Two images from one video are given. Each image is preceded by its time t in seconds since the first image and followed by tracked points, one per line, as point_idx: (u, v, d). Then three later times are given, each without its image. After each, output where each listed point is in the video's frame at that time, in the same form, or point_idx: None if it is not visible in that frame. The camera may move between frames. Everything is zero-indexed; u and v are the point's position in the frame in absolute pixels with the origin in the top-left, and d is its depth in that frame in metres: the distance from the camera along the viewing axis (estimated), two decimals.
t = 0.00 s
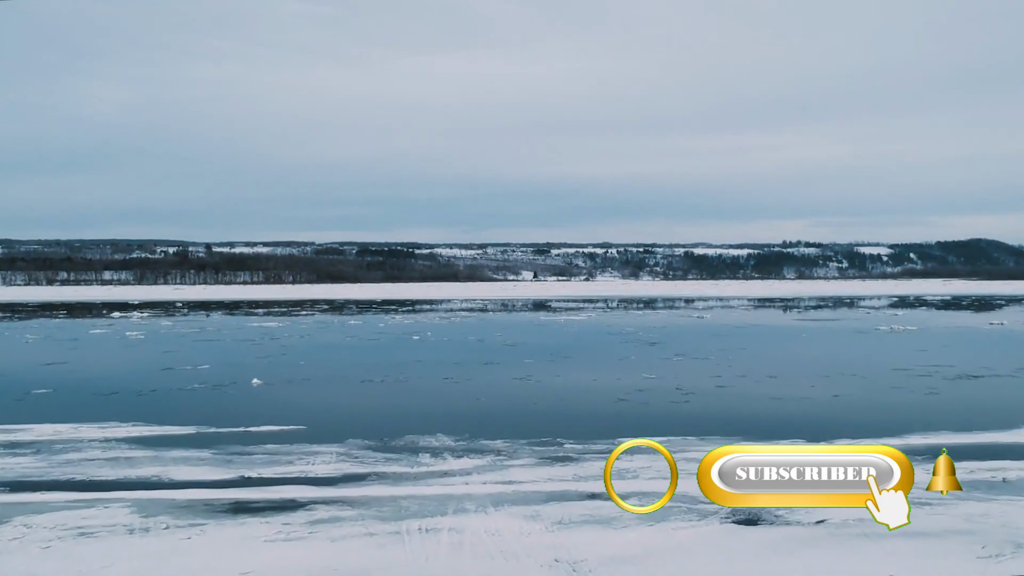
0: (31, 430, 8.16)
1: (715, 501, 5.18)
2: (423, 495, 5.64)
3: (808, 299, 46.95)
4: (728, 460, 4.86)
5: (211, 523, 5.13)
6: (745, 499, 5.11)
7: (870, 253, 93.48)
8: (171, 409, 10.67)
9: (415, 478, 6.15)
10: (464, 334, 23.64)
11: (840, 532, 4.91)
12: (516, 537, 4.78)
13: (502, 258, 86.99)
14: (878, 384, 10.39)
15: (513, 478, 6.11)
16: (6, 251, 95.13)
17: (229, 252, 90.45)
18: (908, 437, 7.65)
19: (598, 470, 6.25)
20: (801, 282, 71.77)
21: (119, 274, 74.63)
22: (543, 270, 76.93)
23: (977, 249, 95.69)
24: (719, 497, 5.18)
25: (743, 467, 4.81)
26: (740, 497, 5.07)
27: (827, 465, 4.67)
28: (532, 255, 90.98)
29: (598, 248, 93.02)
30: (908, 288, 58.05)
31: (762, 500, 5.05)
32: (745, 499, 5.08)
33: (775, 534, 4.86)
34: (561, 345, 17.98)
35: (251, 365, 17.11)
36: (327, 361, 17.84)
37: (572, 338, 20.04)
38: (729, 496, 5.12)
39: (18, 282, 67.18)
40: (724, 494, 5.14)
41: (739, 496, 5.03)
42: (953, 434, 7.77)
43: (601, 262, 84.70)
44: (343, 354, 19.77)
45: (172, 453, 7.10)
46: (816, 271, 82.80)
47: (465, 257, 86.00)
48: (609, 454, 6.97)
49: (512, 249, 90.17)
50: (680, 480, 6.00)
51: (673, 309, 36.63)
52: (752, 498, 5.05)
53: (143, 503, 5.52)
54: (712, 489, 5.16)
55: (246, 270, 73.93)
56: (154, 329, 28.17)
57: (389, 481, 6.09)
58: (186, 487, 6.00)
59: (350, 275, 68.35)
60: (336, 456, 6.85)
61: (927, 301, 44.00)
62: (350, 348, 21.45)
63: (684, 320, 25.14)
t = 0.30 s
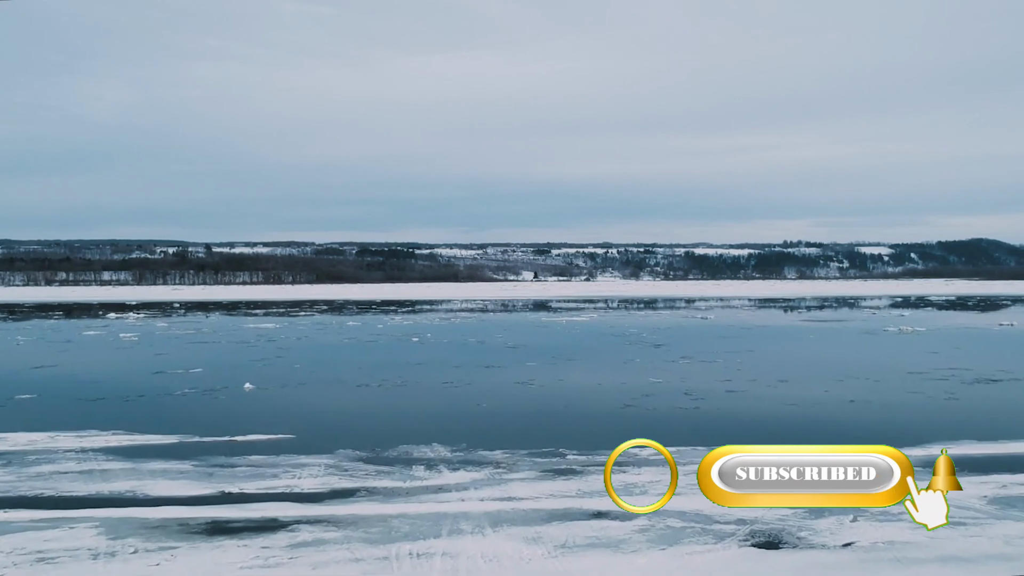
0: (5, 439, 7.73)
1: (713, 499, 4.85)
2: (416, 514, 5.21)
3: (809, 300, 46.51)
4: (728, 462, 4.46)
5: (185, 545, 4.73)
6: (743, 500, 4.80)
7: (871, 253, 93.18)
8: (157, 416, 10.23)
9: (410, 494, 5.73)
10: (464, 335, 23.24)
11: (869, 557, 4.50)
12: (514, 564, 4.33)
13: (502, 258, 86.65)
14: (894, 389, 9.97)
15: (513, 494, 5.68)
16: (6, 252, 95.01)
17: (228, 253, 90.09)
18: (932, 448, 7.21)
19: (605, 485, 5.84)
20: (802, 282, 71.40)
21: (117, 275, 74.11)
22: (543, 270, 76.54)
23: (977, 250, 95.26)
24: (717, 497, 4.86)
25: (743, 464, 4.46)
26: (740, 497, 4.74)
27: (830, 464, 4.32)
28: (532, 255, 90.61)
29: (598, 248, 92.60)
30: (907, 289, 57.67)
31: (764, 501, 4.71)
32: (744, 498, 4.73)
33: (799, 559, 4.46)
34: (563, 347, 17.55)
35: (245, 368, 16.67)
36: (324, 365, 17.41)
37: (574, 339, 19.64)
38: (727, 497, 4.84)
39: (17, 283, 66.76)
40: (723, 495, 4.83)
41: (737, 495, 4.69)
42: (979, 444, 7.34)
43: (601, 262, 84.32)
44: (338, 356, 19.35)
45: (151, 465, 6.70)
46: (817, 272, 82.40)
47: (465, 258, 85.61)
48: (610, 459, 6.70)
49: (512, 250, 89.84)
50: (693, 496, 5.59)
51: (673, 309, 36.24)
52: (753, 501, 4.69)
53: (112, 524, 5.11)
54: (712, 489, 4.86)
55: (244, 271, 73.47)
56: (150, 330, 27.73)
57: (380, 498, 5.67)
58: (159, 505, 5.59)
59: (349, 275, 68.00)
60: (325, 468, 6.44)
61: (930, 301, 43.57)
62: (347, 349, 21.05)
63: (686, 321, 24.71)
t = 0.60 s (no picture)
0: None
1: (710, 497, 4.80)
2: (406, 537, 4.78)
3: (812, 300, 46.04)
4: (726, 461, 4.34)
5: (154, 572, 4.32)
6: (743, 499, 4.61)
7: (873, 253, 92.73)
8: (141, 423, 9.79)
9: (401, 512, 5.30)
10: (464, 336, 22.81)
11: None
12: None
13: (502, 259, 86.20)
14: (911, 393, 9.53)
15: (513, 513, 5.24)
16: (6, 252, 94.66)
17: (228, 253, 89.65)
18: (958, 459, 6.78)
19: (611, 501, 5.40)
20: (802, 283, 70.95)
21: (116, 275, 73.67)
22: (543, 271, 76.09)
23: (979, 250, 94.78)
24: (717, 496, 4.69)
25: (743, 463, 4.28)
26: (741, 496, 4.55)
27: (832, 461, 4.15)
28: (532, 255, 90.15)
29: (599, 249, 92.10)
30: (909, 290, 57.16)
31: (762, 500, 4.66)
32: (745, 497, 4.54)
33: None
34: (564, 349, 17.12)
35: (238, 371, 16.24)
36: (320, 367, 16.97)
37: (576, 341, 19.21)
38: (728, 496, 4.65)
39: (15, 282, 66.36)
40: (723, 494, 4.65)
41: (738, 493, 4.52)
42: (1007, 454, 6.90)
43: (601, 262, 83.86)
44: (335, 359, 18.91)
45: (127, 478, 6.27)
46: (819, 272, 81.93)
47: (465, 258, 85.14)
48: (610, 469, 6.35)
49: (512, 250, 89.41)
50: (706, 515, 5.16)
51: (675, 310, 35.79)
52: (752, 501, 4.62)
53: (77, 548, 4.70)
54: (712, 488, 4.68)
55: (243, 271, 73.00)
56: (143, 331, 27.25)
57: (369, 517, 5.23)
58: (129, 524, 5.16)
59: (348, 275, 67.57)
60: (312, 483, 6.02)
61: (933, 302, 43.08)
62: (345, 351, 20.61)
63: (689, 322, 24.28)
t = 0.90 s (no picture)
0: None
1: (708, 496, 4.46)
2: (396, 565, 4.34)
3: (815, 300, 45.63)
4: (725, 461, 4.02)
5: None
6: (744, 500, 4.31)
7: (874, 253, 92.34)
8: (124, 432, 9.34)
9: (392, 533, 4.87)
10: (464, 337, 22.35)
11: None
12: None
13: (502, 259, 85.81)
14: (930, 399, 9.08)
15: (512, 535, 4.80)
16: (6, 252, 94.48)
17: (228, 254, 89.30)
18: (988, 471, 6.36)
19: (620, 522, 4.97)
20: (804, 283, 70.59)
21: (115, 275, 73.32)
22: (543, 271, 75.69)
23: (981, 249, 94.36)
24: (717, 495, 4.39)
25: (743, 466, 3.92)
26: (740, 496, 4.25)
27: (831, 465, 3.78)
28: (533, 255, 89.77)
29: (600, 249, 91.70)
30: (912, 289, 56.76)
31: (765, 500, 4.40)
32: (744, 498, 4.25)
33: None
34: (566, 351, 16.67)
35: (232, 374, 15.80)
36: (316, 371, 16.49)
37: (579, 342, 18.77)
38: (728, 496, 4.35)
39: (14, 283, 66.06)
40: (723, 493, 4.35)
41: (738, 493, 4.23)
42: None
43: (602, 262, 83.49)
44: (332, 361, 18.47)
45: (100, 494, 5.85)
46: (820, 271, 81.55)
47: (465, 258, 84.75)
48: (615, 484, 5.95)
49: (512, 250, 89.05)
50: (726, 538, 4.73)
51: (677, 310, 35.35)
52: (750, 500, 4.35)
53: None
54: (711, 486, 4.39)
55: (242, 271, 72.64)
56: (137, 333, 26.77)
57: (357, 539, 4.80)
58: (94, 549, 4.74)
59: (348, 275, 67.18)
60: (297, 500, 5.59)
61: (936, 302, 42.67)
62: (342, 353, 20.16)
63: (691, 323, 23.85)
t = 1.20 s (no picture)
0: None
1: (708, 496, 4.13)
2: None
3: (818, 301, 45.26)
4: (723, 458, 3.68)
5: None
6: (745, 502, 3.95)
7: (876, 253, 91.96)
8: (104, 440, 8.89)
9: (379, 558, 4.44)
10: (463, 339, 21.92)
11: None
12: None
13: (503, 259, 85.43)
14: (950, 404, 8.64)
15: (511, 560, 4.38)
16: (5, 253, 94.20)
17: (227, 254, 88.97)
18: (1020, 485, 5.92)
19: (628, 545, 4.55)
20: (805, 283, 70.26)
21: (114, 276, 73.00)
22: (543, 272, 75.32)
23: (983, 250, 93.96)
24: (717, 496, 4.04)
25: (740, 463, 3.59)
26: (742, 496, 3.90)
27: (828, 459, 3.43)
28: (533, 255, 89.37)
29: (601, 249, 91.33)
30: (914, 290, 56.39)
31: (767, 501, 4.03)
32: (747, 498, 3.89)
33: None
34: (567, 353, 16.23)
35: (225, 378, 15.39)
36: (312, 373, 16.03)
37: (580, 344, 18.34)
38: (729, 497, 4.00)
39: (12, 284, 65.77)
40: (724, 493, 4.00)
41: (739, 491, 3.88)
42: None
43: (602, 263, 83.12)
44: (329, 364, 18.03)
45: (66, 512, 5.43)
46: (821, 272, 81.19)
47: (465, 258, 84.34)
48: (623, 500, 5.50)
49: (513, 250, 88.68)
50: (746, 564, 4.30)
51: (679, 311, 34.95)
52: (751, 500, 4.00)
53: None
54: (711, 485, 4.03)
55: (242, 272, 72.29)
56: (132, 335, 26.31)
57: (340, 565, 4.38)
58: None
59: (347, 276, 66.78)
60: (278, 519, 5.18)
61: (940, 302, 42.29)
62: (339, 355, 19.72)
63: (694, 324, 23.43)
